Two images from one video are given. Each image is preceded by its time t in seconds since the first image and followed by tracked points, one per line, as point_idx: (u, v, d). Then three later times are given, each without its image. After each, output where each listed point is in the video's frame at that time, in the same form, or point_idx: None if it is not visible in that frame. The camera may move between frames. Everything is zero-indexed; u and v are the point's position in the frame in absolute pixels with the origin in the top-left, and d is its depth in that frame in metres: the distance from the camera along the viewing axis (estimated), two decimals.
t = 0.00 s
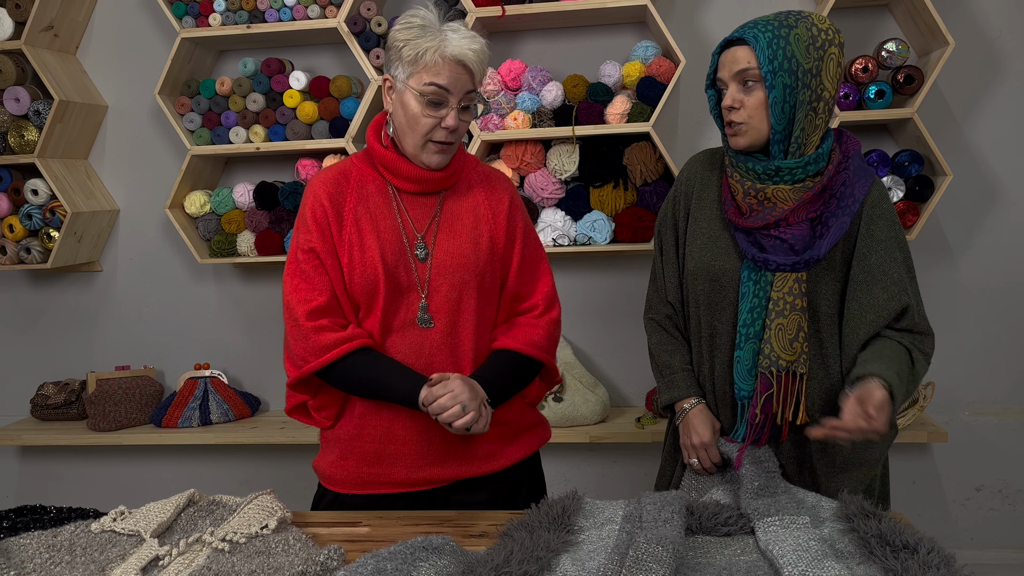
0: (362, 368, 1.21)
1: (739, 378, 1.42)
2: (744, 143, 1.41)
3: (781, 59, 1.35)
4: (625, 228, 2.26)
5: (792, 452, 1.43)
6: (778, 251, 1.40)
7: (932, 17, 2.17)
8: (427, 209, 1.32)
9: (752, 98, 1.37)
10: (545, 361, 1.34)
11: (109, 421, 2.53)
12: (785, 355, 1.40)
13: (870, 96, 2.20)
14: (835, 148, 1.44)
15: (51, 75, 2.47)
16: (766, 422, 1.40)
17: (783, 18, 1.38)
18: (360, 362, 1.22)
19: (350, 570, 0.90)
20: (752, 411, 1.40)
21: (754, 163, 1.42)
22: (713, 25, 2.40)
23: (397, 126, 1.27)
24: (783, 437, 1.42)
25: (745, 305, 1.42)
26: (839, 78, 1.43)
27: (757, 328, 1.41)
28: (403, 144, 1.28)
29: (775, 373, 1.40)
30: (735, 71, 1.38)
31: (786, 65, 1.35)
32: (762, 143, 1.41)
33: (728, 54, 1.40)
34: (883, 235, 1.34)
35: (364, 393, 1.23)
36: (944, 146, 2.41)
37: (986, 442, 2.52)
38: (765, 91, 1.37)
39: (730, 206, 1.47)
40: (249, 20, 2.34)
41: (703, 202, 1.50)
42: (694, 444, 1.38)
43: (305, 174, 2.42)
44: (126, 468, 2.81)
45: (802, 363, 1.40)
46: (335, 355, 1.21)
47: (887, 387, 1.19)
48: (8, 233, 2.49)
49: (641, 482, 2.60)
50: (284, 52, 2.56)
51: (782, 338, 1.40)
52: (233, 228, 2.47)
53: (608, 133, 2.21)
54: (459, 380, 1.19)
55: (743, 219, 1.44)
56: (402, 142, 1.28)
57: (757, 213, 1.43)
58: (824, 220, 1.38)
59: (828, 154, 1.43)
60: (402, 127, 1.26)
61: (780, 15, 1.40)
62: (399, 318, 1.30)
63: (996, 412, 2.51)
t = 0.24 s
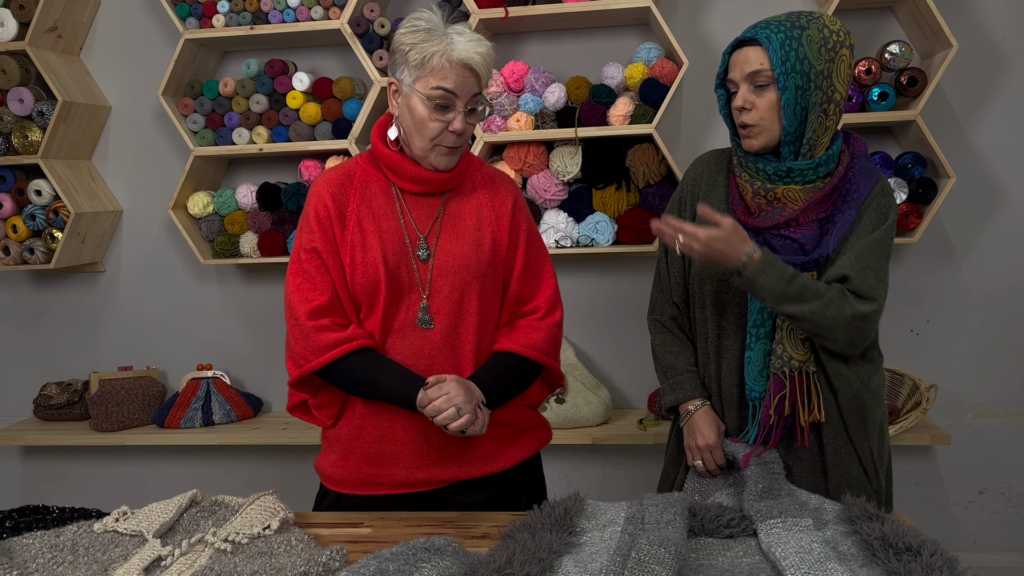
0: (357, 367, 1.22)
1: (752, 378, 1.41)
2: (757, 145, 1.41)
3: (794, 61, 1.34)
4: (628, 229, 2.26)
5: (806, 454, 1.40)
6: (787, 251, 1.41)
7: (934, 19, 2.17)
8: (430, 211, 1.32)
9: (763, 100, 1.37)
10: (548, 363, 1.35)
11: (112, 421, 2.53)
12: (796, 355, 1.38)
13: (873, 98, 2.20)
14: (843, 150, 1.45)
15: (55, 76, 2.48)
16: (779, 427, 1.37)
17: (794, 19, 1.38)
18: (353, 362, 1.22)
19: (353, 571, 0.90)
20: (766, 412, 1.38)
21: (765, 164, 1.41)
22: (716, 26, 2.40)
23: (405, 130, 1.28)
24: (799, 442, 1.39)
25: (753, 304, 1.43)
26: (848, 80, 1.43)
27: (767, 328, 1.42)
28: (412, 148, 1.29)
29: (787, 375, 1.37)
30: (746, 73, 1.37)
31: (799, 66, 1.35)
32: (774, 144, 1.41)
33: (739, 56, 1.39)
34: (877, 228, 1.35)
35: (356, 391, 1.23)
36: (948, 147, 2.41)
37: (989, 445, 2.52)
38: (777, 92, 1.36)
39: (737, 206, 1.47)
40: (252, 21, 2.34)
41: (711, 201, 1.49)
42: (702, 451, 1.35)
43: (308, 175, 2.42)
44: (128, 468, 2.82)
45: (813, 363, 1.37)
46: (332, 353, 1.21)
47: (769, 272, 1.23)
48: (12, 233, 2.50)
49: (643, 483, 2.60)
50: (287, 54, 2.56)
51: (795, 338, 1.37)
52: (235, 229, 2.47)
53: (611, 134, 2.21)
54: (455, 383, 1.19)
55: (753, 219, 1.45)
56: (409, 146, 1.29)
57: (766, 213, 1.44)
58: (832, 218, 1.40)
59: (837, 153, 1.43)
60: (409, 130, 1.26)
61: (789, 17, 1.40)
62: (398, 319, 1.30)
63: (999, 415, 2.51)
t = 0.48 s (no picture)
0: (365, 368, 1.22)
1: (746, 376, 1.41)
2: (764, 147, 1.40)
3: (800, 63, 1.35)
4: (631, 231, 2.26)
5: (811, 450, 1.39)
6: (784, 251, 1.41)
7: (938, 22, 2.17)
8: (436, 211, 1.32)
9: (771, 103, 1.37)
10: (551, 363, 1.35)
11: (114, 422, 2.53)
12: (791, 350, 1.38)
13: (876, 101, 2.20)
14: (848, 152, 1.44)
15: (58, 78, 2.49)
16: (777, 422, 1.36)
17: (800, 21, 1.38)
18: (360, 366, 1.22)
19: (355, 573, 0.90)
20: (764, 411, 1.37)
21: (767, 167, 1.42)
22: (720, 29, 2.40)
23: (411, 131, 1.27)
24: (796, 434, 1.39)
25: (750, 305, 1.43)
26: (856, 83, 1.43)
27: (761, 327, 1.41)
28: (419, 149, 1.28)
29: (782, 370, 1.37)
30: (754, 75, 1.38)
31: (806, 68, 1.36)
32: (781, 146, 1.41)
33: (746, 60, 1.39)
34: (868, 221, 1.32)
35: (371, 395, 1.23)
36: (951, 150, 2.40)
37: (992, 448, 2.51)
38: (786, 94, 1.37)
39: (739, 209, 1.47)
40: (256, 22, 2.34)
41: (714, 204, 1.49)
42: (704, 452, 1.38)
43: (310, 177, 2.42)
44: (130, 469, 2.82)
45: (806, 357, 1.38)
46: (338, 356, 1.21)
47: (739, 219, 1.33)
48: (15, 234, 2.50)
49: (645, 486, 2.59)
50: (290, 55, 2.56)
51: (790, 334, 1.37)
52: (238, 230, 2.47)
53: (614, 136, 2.20)
54: (472, 391, 1.18)
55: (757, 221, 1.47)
56: (417, 147, 1.28)
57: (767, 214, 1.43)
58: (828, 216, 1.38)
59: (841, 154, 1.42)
60: (418, 131, 1.25)
61: (794, 19, 1.40)
62: (405, 320, 1.29)
63: (1003, 418, 2.50)
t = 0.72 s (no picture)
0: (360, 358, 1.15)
1: (758, 381, 1.41)
2: (771, 150, 1.40)
3: (806, 66, 1.35)
4: (633, 233, 2.26)
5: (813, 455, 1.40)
6: (791, 254, 1.41)
7: (941, 23, 2.17)
8: (439, 210, 1.31)
9: (778, 107, 1.37)
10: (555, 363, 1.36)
11: (115, 423, 2.53)
12: (804, 356, 1.38)
13: (879, 102, 2.20)
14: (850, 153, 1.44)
15: (61, 78, 2.49)
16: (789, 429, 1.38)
17: (800, 24, 1.38)
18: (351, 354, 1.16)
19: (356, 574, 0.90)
20: (779, 417, 1.39)
21: (768, 169, 1.42)
22: (722, 30, 2.40)
23: (416, 129, 1.26)
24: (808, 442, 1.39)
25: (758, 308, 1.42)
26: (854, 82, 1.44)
27: (772, 330, 1.41)
28: (424, 145, 1.27)
29: (796, 376, 1.38)
30: (760, 82, 1.37)
31: (811, 71, 1.36)
32: (785, 151, 1.41)
33: (744, 70, 1.39)
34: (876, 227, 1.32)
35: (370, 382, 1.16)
36: (954, 152, 2.40)
37: (994, 451, 2.51)
38: (793, 99, 1.37)
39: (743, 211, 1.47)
40: (258, 23, 2.34)
41: (717, 207, 1.49)
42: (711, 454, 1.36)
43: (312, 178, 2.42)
44: (131, 470, 2.82)
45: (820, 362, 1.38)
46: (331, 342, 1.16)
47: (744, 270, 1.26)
48: (17, 235, 2.51)
49: (646, 487, 2.59)
50: (293, 56, 2.56)
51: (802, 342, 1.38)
52: (240, 231, 2.48)
53: (616, 138, 2.20)
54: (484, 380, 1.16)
55: (758, 223, 1.46)
56: (423, 144, 1.27)
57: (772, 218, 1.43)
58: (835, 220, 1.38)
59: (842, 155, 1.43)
60: (423, 127, 1.24)
61: (792, 20, 1.40)
62: (409, 320, 1.29)
63: (1005, 420, 2.50)
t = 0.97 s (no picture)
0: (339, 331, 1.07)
1: (751, 381, 1.41)
2: (769, 150, 1.40)
3: (808, 67, 1.38)
4: (634, 234, 2.26)
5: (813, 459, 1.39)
6: (781, 254, 1.41)
7: (942, 25, 2.16)
8: (421, 207, 1.32)
9: (780, 108, 1.38)
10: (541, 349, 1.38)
11: (116, 423, 2.53)
12: (796, 356, 1.39)
13: (880, 104, 2.19)
14: (837, 152, 1.45)
15: (62, 79, 2.49)
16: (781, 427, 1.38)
17: (795, 26, 1.40)
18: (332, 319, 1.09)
19: None
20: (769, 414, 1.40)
21: (756, 173, 1.43)
22: (723, 31, 2.40)
23: (386, 122, 1.26)
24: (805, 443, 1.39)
25: (750, 308, 1.42)
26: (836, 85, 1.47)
27: (764, 331, 1.41)
28: (393, 138, 1.27)
29: (788, 376, 1.39)
30: (767, 78, 1.37)
31: (812, 73, 1.39)
32: (780, 151, 1.42)
33: (755, 60, 1.38)
34: (888, 235, 1.33)
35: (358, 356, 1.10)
36: (955, 153, 2.40)
37: (995, 452, 2.50)
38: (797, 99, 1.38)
39: (732, 213, 1.47)
40: (259, 24, 2.34)
41: (707, 210, 1.50)
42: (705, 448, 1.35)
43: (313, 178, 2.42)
44: (131, 470, 2.82)
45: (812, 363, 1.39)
46: (312, 321, 1.09)
47: (836, 395, 1.25)
48: (17, 235, 2.51)
49: (647, 489, 2.59)
50: (293, 57, 2.57)
51: (792, 340, 1.38)
52: (241, 232, 2.47)
53: (617, 139, 2.20)
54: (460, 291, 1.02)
55: (747, 226, 1.44)
56: (393, 137, 1.26)
57: (760, 218, 1.43)
58: (828, 223, 1.38)
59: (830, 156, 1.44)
60: (392, 119, 1.24)
61: (786, 22, 1.41)
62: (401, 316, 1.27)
63: (1006, 422, 2.49)
